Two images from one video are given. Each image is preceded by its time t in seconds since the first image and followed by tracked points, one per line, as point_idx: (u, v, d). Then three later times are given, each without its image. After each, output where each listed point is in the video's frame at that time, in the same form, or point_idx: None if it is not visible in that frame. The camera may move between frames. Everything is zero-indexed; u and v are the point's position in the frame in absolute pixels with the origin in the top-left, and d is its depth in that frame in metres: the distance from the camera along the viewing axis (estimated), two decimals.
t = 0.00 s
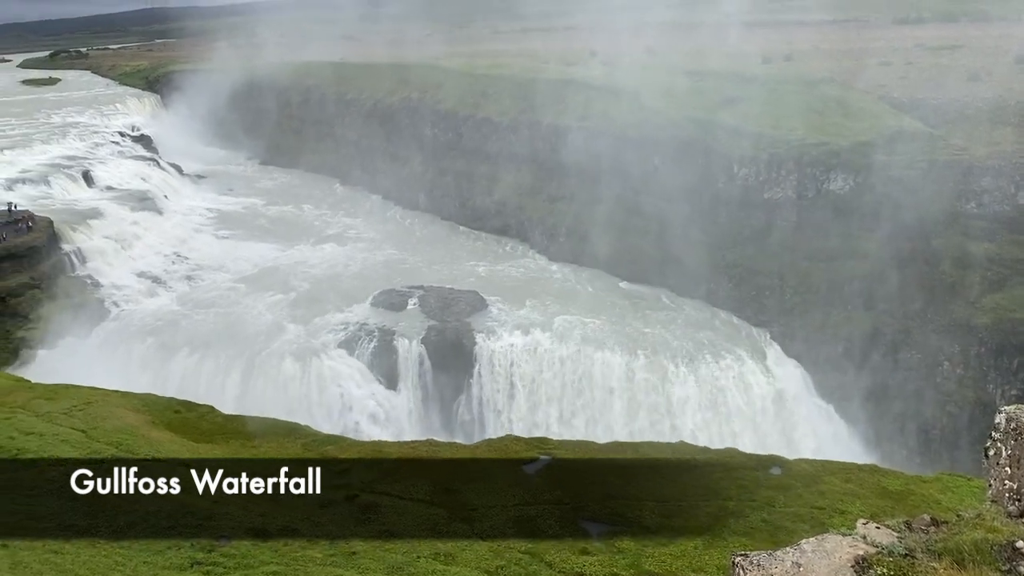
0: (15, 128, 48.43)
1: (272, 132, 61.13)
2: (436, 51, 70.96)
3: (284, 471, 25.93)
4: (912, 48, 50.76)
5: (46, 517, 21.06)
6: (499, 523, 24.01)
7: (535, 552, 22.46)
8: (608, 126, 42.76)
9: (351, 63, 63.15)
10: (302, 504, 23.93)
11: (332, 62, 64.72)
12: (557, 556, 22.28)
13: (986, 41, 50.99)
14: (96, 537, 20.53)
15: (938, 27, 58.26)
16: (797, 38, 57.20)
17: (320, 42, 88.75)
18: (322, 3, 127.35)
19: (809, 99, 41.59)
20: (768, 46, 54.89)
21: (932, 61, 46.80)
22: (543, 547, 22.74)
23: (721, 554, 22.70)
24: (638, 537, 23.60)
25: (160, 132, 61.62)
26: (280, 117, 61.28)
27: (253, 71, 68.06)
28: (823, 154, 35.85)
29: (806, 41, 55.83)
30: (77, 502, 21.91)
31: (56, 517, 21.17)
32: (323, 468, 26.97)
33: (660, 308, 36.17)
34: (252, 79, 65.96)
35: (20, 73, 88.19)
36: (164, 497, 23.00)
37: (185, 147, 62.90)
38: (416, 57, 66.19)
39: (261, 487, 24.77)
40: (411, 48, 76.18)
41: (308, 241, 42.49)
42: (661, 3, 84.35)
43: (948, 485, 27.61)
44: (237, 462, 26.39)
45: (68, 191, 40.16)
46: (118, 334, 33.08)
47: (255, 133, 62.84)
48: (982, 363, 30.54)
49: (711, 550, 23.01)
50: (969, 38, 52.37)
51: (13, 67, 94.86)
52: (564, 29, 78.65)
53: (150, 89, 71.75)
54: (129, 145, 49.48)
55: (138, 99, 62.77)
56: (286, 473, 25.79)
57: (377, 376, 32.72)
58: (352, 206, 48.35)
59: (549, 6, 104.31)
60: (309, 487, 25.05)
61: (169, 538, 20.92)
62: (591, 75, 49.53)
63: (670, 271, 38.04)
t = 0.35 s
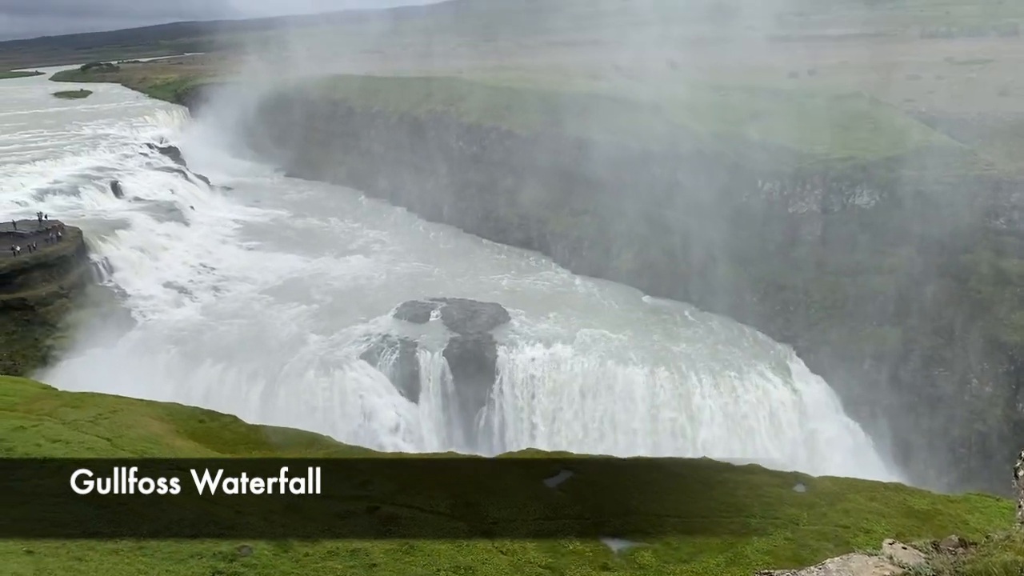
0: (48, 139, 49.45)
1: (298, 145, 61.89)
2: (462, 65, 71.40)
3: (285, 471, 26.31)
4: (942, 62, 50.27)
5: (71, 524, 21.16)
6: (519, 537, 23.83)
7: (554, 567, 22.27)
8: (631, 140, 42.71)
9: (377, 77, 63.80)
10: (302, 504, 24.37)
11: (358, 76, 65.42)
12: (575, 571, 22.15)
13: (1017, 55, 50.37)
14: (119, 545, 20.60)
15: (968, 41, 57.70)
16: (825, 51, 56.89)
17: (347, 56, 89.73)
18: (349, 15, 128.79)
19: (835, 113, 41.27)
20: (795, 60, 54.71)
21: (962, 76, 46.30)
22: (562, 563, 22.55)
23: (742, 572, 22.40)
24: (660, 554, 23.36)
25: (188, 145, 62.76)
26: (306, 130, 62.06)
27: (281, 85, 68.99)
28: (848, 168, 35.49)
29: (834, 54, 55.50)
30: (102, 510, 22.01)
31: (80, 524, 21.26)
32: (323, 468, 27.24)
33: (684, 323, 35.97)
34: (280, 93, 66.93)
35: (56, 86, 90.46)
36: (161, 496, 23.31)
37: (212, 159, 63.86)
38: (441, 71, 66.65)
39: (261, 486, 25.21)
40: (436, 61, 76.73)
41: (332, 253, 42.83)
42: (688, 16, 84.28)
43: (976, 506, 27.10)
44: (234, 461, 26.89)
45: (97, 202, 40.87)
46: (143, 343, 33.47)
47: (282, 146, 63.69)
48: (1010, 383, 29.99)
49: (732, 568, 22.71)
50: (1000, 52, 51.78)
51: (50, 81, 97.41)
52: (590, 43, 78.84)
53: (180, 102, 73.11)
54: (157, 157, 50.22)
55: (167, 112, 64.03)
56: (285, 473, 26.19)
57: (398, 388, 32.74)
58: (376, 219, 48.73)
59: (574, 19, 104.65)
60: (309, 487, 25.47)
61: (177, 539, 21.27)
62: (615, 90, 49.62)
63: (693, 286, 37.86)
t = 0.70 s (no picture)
0: (82, 152, 50.60)
1: (326, 161, 62.70)
2: (489, 82, 71.99)
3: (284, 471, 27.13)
4: (973, 80, 49.87)
5: (98, 533, 21.31)
6: (541, 555, 23.67)
7: None
8: (655, 158, 42.82)
9: (404, 95, 64.55)
10: (303, 504, 25.20)
11: (385, 93, 66.34)
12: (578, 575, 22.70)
13: None
14: (143, 556, 20.66)
15: (999, 59, 57.21)
16: (854, 70, 56.66)
17: (375, 73, 90.87)
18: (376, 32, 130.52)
19: (863, 132, 41.08)
20: (822, 79, 54.60)
21: (994, 95, 45.89)
22: None
23: None
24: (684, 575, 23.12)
25: (217, 160, 64.24)
26: (334, 146, 62.89)
27: (310, 102, 70.07)
28: (876, 188, 35.27)
29: (863, 72, 55.29)
30: (128, 520, 22.17)
31: (107, 533, 21.39)
32: (321, 468, 28.36)
33: (709, 341, 35.75)
34: (309, 110, 68.03)
35: (93, 102, 92.72)
36: (162, 497, 23.83)
37: (242, 176, 65.12)
38: (468, 88, 67.22)
39: (263, 488, 25.92)
40: (463, 79, 77.38)
41: (357, 267, 43.21)
42: (716, 35, 84.37)
43: (1007, 531, 26.57)
44: (231, 460, 27.74)
45: (128, 215, 41.69)
46: (171, 355, 33.80)
47: (310, 161, 64.58)
48: None
49: None
50: None
51: (87, 98, 99.96)
52: (617, 61, 79.12)
53: (211, 118, 74.58)
54: (188, 171, 51.07)
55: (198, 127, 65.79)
56: (285, 473, 27.04)
57: (421, 403, 32.87)
58: (401, 234, 49.14)
59: (600, 36, 105.14)
60: (309, 487, 26.38)
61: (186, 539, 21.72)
62: (641, 108, 49.82)
63: (719, 304, 37.69)
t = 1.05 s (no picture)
0: (112, 165, 51.61)
1: (351, 176, 63.48)
2: (514, 99, 72.46)
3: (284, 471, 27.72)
4: (1004, 98, 49.32)
5: (120, 543, 21.38)
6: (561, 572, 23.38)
7: None
8: (680, 175, 42.82)
9: (429, 112, 65.20)
10: (303, 504, 25.86)
11: (410, 109, 67.15)
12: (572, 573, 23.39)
13: None
14: (165, 566, 20.63)
15: None
16: (882, 88, 56.33)
17: (400, 90, 91.87)
18: (402, 48, 132.09)
19: (891, 151, 40.76)
20: (849, 96, 54.39)
21: None
22: None
23: None
24: None
25: (244, 173, 65.62)
26: (359, 161, 63.69)
27: (337, 118, 71.03)
28: (904, 208, 35.01)
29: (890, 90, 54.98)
30: (150, 530, 22.24)
31: (129, 543, 21.46)
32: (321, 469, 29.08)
33: (734, 360, 35.48)
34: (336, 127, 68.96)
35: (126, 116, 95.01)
36: (161, 496, 24.33)
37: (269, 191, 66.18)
38: (492, 104, 67.70)
39: (263, 487, 26.53)
40: (488, 96, 78.00)
41: (380, 280, 43.50)
42: (741, 53, 84.42)
43: None
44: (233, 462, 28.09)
45: (156, 227, 42.35)
46: (197, 367, 34.23)
47: (335, 176, 65.32)
48: None
49: None
50: None
51: (120, 113, 102.30)
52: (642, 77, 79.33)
53: (239, 132, 75.97)
54: (215, 184, 51.79)
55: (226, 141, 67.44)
56: (285, 473, 27.66)
57: (442, 416, 32.70)
58: (425, 248, 49.49)
59: (624, 53, 105.56)
60: (309, 487, 27.02)
61: (192, 536, 22.35)
62: (666, 125, 49.88)
63: (743, 322, 37.46)
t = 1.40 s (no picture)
0: (145, 179, 52.86)
1: (380, 192, 64.39)
2: (542, 117, 72.86)
3: (284, 471, 28.15)
4: None
5: (146, 553, 21.31)
6: None
7: None
8: (707, 195, 42.80)
9: (458, 130, 65.83)
10: (302, 504, 26.37)
11: (439, 127, 68.04)
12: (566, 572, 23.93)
13: None
14: None
15: None
16: (915, 108, 55.86)
17: (430, 107, 92.85)
18: (431, 66, 133.66)
19: (924, 173, 40.33)
20: (881, 117, 54.03)
21: None
22: None
23: None
24: None
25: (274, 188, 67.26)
26: (388, 177, 64.62)
27: (368, 136, 72.01)
28: (936, 230, 34.48)
29: (924, 111, 54.48)
30: (175, 541, 22.17)
31: (155, 553, 21.40)
32: (320, 469, 29.58)
33: (761, 381, 35.19)
34: (367, 145, 69.90)
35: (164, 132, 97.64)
36: (162, 496, 24.62)
37: (299, 206, 67.15)
38: (521, 122, 68.09)
39: (263, 487, 26.96)
40: (517, 114, 78.48)
41: (408, 296, 43.78)
42: (771, 73, 84.26)
43: None
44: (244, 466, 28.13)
45: (187, 241, 43.30)
46: (225, 379, 34.53)
47: (365, 192, 66.12)
48: None
49: None
50: None
51: (158, 129, 104.91)
52: (671, 96, 79.39)
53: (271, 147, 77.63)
54: (246, 199, 52.74)
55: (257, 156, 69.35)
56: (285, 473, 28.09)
57: (466, 434, 32.45)
58: (451, 264, 49.91)
59: (652, 72, 106.14)
60: (309, 487, 27.58)
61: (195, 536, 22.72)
62: (695, 146, 49.86)
63: (770, 343, 37.20)
